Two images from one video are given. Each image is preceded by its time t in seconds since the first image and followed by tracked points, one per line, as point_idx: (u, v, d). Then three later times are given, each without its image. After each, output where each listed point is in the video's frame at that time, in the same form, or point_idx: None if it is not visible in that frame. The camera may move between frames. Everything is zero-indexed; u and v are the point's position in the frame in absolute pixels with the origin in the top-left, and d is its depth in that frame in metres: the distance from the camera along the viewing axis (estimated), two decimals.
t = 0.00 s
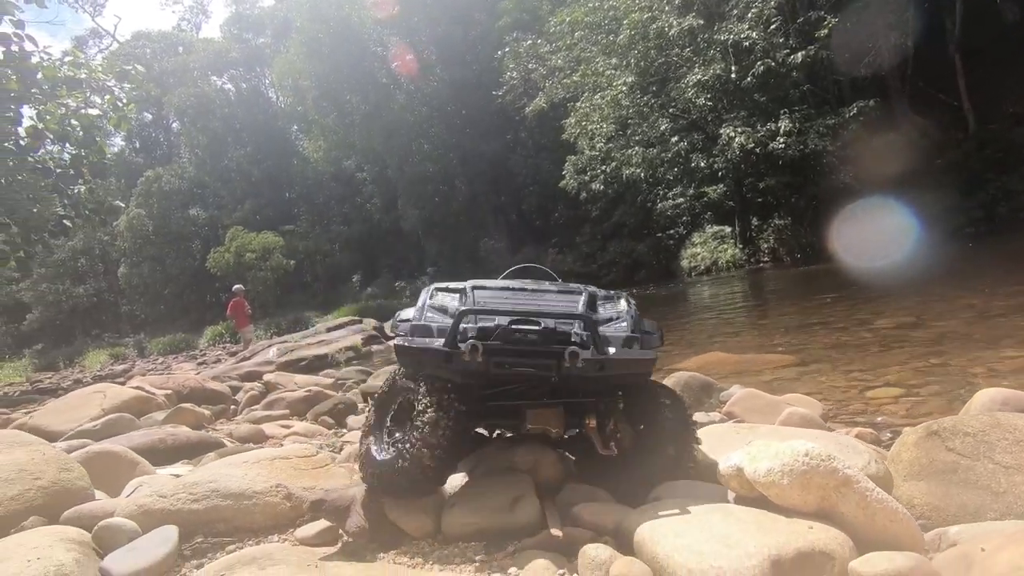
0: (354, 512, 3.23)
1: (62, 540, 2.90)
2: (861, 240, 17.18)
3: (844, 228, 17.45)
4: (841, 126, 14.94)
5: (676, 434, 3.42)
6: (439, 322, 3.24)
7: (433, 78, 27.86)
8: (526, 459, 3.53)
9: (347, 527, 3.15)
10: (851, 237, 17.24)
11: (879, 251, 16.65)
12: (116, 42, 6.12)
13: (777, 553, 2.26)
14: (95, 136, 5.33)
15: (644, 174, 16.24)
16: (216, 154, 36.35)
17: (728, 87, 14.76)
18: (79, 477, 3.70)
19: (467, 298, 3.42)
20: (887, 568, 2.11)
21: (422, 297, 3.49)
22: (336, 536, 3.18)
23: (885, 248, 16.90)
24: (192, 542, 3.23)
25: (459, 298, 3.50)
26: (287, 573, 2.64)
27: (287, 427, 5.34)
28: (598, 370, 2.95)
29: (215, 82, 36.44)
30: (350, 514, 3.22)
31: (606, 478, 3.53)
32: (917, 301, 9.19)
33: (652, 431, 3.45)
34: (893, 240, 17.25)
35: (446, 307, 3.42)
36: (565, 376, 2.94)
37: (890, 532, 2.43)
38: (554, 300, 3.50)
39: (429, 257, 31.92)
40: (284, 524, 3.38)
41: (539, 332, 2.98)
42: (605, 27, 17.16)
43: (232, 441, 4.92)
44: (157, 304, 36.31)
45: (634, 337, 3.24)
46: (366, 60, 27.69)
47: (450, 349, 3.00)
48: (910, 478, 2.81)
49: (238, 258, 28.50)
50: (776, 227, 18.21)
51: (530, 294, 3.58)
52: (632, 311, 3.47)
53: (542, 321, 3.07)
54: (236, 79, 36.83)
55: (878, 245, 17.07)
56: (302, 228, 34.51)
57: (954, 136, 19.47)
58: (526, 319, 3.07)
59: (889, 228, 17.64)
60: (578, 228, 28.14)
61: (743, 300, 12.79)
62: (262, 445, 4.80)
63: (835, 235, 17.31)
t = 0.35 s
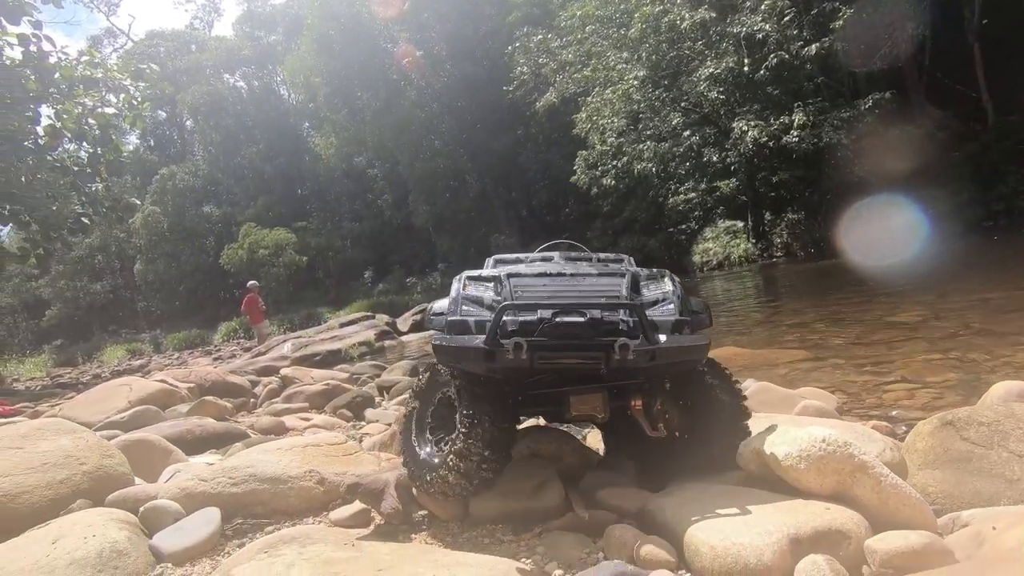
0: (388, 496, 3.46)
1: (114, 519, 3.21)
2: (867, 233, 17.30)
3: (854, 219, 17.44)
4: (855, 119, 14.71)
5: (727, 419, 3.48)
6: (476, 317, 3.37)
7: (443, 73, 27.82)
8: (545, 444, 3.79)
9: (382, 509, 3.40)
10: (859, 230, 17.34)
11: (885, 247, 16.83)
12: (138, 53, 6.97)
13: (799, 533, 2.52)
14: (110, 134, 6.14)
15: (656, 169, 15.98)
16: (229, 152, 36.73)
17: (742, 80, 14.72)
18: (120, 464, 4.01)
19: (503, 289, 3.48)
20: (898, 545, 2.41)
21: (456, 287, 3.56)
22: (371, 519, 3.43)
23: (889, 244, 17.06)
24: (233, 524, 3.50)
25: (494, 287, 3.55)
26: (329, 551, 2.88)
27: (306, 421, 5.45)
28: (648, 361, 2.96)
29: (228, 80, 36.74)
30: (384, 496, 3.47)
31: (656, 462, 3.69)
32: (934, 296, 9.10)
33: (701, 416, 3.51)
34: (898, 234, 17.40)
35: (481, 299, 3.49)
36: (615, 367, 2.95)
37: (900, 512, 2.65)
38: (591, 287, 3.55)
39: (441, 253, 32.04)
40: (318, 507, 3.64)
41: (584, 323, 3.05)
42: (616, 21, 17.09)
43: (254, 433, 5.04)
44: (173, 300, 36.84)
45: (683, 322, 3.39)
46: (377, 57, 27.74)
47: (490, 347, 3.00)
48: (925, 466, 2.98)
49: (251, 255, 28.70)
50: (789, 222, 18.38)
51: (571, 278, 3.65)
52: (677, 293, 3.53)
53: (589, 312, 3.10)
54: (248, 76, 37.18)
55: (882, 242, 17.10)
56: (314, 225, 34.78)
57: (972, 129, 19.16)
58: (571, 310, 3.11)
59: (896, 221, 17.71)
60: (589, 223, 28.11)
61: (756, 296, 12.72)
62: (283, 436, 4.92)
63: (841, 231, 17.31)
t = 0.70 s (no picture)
0: (403, 481, 3.66)
1: (144, 501, 3.46)
2: (874, 219, 17.46)
3: (863, 204, 17.46)
4: (870, 112, 14.27)
5: (781, 391, 3.29)
6: (498, 331, 3.28)
7: (452, 68, 27.80)
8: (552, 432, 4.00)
9: (397, 493, 3.60)
10: (865, 216, 17.50)
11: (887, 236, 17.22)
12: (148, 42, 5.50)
13: (798, 517, 2.69)
14: (126, 133, 4.29)
15: (666, 163, 16.18)
16: (241, 147, 37.13)
17: (753, 73, 14.53)
18: (144, 450, 4.23)
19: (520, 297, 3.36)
20: (899, 526, 2.57)
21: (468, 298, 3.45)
22: (387, 504, 3.62)
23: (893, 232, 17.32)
24: (255, 507, 3.70)
25: (512, 295, 3.41)
26: (348, 532, 3.07)
27: (319, 412, 5.56)
28: (699, 371, 2.92)
29: (239, 75, 37.05)
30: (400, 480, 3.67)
31: (712, 445, 3.62)
32: (947, 291, 9.04)
33: (751, 393, 3.38)
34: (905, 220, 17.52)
35: (498, 310, 3.37)
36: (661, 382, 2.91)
37: (916, 491, 2.80)
38: (617, 288, 3.44)
39: (450, 248, 32.13)
40: (336, 492, 3.83)
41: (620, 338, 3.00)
42: (627, 15, 16.78)
43: (269, 423, 5.19)
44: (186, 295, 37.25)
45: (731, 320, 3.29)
46: (387, 52, 27.87)
47: (515, 374, 2.89)
48: (929, 458, 3.12)
49: (263, 250, 28.90)
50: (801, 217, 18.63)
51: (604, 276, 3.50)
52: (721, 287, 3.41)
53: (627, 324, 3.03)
54: (260, 72, 37.60)
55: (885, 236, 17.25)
56: (325, 220, 34.99)
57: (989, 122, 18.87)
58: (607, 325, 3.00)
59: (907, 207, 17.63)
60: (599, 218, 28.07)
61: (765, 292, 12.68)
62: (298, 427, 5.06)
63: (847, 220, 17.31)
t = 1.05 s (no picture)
0: (412, 468, 3.74)
1: (161, 490, 3.56)
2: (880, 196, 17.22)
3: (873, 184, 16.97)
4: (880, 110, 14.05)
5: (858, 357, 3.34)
6: (564, 298, 3.18)
7: (460, 65, 27.65)
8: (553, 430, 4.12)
9: (407, 481, 3.68)
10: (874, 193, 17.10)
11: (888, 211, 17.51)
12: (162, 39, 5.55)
13: (795, 513, 2.73)
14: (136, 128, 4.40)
15: (674, 162, 15.99)
16: (250, 144, 37.42)
17: (762, 72, 14.59)
18: (159, 442, 4.32)
19: (584, 260, 3.34)
20: (894, 524, 2.61)
21: (526, 264, 3.42)
22: (396, 495, 3.68)
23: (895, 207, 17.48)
24: (268, 496, 3.79)
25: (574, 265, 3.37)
26: (358, 521, 3.17)
27: (327, 407, 5.64)
28: (791, 323, 2.78)
29: (248, 71, 37.21)
30: (409, 470, 3.75)
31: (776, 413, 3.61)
32: (955, 292, 9.01)
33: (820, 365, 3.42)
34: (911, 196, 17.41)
35: (560, 275, 3.32)
36: (753, 337, 2.72)
37: (917, 485, 2.82)
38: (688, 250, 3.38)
39: (457, 245, 32.19)
40: (346, 483, 3.88)
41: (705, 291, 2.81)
42: (636, 12, 16.72)
43: (278, 417, 5.28)
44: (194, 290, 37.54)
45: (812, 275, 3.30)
46: (395, 49, 27.94)
47: (594, 334, 2.68)
48: (928, 458, 3.17)
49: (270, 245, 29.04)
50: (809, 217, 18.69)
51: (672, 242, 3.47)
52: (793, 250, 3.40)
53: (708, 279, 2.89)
54: (268, 68, 37.77)
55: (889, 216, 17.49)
56: (332, 216, 35.16)
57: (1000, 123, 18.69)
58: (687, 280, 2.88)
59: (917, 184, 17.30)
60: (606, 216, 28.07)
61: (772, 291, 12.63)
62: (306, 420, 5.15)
63: (857, 211, 17.23)
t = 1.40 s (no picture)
0: (418, 476, 3.77)
1: (174, 491, 3.64)
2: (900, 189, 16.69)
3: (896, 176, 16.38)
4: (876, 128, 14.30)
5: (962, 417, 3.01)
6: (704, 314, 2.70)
7: (464, 69, 28.00)
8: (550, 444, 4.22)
9: (414, 487, 3.72)
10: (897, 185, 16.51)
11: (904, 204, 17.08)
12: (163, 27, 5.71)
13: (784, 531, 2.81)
14: (136, 120, 4.61)
15: (673, 173, 15.97)
16: (249, 140, 37.49)
17: (763, 87, 14.51)
18: (168, 442, 4.38)
19: (721, 275, 2.92)
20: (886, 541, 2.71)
21: (653, 270, 2.89)
22: (399, 503, 3.75)
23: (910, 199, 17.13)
24: (277, 500, 3.84)
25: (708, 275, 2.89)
26: (368, 527, 3.22)
27: (325, 409, 5.70)
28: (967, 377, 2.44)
29: (250, 68, 37.33)
30: (415, 477, 3.78)
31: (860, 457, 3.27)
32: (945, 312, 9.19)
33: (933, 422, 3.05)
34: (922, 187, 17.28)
35: (695, 289, 2.84)
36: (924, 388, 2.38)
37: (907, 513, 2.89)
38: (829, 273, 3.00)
39: (454, 248, 32.28)
40: (353, 490, 3.96)
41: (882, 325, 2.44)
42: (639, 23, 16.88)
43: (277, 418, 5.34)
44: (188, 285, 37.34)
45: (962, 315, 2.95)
46: (398, 51, 28.14)
47: (757, 366, 2.31)
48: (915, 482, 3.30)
49: (268, 243, 28.93)
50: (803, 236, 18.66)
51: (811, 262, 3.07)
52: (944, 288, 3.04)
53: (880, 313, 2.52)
54: (271, 66, 38.00)
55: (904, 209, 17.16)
56: (330, 215, 35.23)
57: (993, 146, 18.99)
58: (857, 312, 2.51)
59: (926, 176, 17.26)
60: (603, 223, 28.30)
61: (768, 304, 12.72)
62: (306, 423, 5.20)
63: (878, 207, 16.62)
